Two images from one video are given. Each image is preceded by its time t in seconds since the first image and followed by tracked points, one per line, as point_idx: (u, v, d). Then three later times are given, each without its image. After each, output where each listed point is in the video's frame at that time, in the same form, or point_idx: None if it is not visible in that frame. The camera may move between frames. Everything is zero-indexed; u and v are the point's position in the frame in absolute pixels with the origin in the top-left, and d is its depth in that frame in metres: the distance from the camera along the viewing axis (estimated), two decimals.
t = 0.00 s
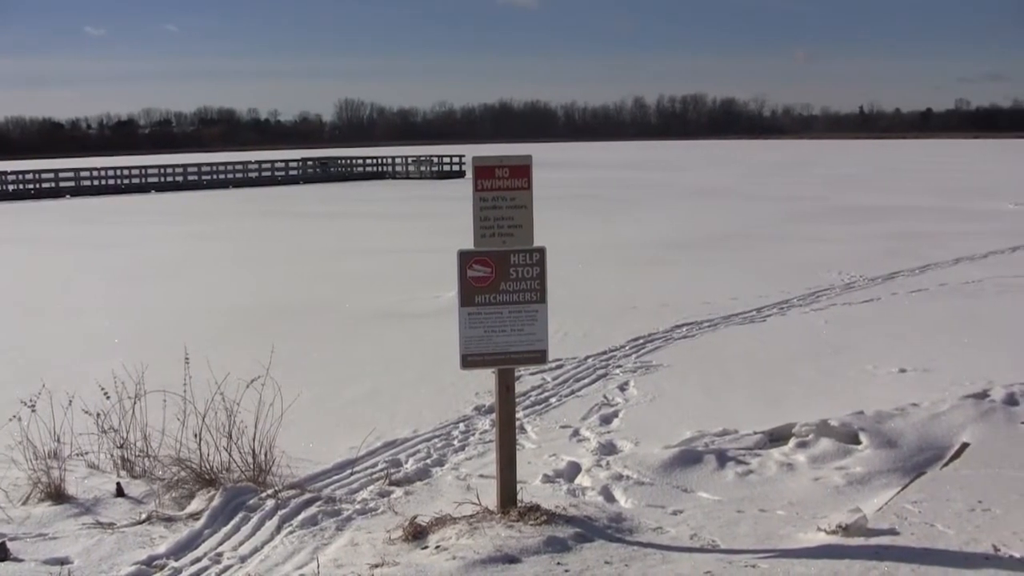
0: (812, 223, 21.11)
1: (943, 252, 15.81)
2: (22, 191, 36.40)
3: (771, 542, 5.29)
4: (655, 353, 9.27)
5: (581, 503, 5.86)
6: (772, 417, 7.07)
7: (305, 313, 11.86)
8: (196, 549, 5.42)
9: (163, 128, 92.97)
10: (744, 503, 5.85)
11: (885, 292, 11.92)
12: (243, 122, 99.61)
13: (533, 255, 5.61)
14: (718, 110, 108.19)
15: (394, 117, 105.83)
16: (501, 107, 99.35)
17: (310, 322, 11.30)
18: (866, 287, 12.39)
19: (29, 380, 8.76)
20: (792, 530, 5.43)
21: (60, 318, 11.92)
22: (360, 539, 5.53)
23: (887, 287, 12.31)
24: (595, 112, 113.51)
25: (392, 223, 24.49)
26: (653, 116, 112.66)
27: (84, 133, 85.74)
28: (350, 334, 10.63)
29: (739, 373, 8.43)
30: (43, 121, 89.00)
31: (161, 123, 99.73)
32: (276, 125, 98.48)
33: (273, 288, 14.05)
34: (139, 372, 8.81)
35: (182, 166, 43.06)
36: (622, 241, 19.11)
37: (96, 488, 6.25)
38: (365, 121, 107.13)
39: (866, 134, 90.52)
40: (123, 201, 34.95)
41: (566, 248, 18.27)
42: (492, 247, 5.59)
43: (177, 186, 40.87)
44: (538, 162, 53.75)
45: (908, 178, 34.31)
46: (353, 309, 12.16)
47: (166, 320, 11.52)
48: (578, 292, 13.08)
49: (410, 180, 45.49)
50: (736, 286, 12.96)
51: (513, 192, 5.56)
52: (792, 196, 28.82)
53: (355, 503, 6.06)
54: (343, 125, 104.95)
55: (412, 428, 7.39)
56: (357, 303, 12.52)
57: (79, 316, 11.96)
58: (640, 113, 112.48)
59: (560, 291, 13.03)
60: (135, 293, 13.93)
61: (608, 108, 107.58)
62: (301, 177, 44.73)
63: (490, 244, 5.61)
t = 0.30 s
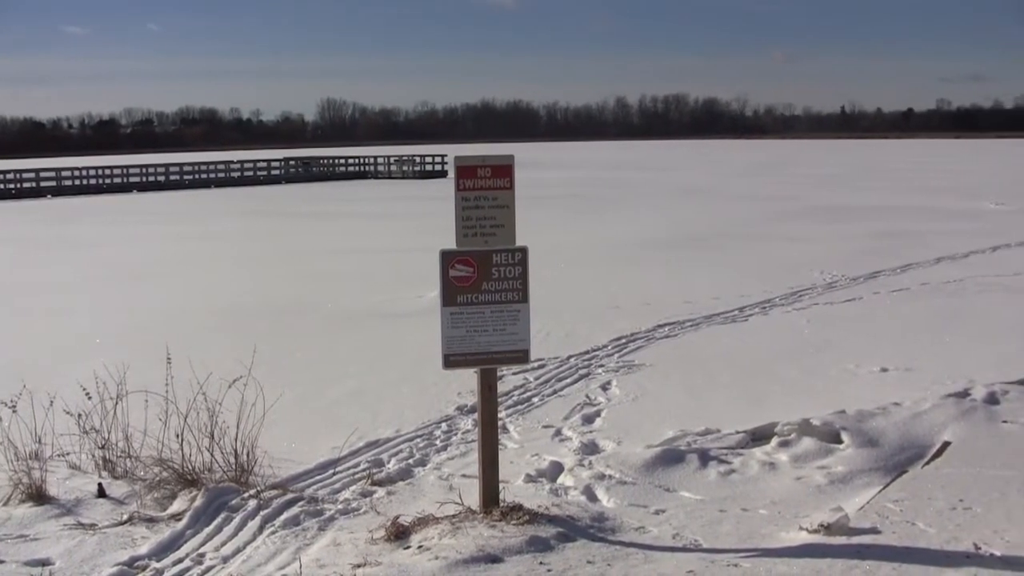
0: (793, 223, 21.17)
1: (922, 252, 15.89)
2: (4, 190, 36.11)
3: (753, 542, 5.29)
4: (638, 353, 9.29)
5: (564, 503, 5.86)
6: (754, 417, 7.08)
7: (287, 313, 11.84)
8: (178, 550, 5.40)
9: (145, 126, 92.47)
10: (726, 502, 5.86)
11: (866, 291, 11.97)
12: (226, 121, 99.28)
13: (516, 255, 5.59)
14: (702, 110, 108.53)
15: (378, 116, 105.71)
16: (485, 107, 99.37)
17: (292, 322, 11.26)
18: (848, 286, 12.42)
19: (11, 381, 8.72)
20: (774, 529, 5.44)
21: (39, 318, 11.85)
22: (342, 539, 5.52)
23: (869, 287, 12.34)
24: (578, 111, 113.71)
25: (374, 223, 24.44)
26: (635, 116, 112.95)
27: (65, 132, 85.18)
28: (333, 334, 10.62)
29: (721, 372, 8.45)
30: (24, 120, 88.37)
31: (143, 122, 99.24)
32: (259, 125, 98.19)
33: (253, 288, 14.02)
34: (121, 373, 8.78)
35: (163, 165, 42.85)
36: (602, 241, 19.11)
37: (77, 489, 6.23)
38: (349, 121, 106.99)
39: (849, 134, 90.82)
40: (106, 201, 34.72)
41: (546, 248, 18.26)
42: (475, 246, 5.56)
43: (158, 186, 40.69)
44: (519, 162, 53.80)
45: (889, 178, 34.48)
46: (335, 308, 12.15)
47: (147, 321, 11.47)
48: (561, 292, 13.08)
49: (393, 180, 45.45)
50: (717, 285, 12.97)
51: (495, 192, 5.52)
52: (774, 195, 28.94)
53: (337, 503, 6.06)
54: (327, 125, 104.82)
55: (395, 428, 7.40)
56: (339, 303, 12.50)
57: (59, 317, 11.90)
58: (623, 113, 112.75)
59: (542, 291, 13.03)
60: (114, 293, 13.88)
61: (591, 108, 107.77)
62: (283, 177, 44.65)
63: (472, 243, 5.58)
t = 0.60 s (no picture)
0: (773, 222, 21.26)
1: (899, 251, 15.98)
2: None
3: (735, 540, 5.29)
4: (618, 352, 9.32)
5: (545, 502, 5.87)
6: (734, 416, 7.11)
7: (268, 313, 11.83)
8: (160, 550, 5.39)
9: (126, 126, 92.00)
10: (708, 501, 5.87)
11: (846, 290, 12.02)
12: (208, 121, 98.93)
13: (496, 254, 5.57)
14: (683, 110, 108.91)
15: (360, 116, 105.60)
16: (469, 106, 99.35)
17: (273, 322, 11.24)
18: (829, 285, 12.47)
19: None
20: (755, 528, 5.45)
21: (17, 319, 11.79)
22: (324, 539, 5.51)
23: (850, 285, 12.38)
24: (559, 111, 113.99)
25: (354, 223, 24.41)
26: (616, 117, 113.28)
27: (44, 132, 84.62)
28: (314, 333, 10.63)
29: (701, 371, 8.48)
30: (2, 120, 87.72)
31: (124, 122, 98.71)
32: (241, 125, 97.89)
33: (232, 288, 13.98)
34: (102, 373, 8.75)
35: (143, 165, 42.66)
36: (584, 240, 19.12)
37: (58, 490, 6.22)
38: (331, 121, 106.86)
39: (833, 134, 91.27)
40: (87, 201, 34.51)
41: (525, 247, 18.26)
42: (456, 246, 5.54)
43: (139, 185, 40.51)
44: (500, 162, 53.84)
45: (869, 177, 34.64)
46: (316, 308, 12.14)
47: (125, 321, 11.44)
48: (542, 291, 13.09)
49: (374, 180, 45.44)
50: (696, 284, 13.00)
51: (476, 191, 5.50)
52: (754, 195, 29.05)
53: (319, 503, 6.05)
54: (309, 124, 104.64)
55: (376, 427, 7.41)
56: (319, 302, 12.50)
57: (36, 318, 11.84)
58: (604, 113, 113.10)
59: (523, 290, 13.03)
60: (91, 293, 13.82)
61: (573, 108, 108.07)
62: (264, 176, 44.58)
63: (453, 242, 5.56)
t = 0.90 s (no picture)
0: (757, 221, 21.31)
1: (876, 250, 16.07)
2: None
3: (717, 539, 5.30)
4: (601, 351, 9.33)
5: (528, 501, 5.86)
6: (716, 415, 7.12)
7: (250, 313, 11.81)
8: (142, 550, 5.38)
9: (108, 125, 91.58)
10: (690, 500, 5.88)
11: (828, 289, 12.06)
12: (191, 121, 98.59)
13: (479, 254, 5.55)
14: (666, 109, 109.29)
15: (343, 115, 105.49)
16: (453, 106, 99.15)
17: (256, 322, 11.21)
18: (809, 284, 12.51)
19: None
20: (738, 527, 5.46)
21: None
22: (306, 539, 5.51)
23: (832, 285, 12.42)
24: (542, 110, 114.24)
25: (337, 222, 24.40)
26: (599, 116, 113.54)
27: (24, 131, 84.15)
28: (298, 333, 10.63)
29: (684, 370, 8.50)
30: None
31: (105, 120, 98.18)
32: (224, 125, 97.61)
33: (213, 287, 13.95)
34: (84, 373, 8.72)
35: (125, 164, 42.50)
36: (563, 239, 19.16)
37: (39, 490, 6.19)
38: (314, 120, 106.77)
39: (816, 134, 91.67)
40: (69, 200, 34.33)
41: (504, 246, 18.27)
42: (438, 245, 5.52)
43: (120, 185, 40.36)
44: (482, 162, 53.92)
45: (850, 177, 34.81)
46: (298, 307, 12.13)
47: (106, 321, 11.40)
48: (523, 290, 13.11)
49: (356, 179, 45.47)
50: (676, 284, 13.02)
51: (458, 190, 5.49)
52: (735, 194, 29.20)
53: (301, 502, 6.05)
54: (292, 123, 104.48)
55: (358, 426, 7.41)
56: (301, 302, 12.50)
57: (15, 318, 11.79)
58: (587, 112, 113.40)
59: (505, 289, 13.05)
60: (70, 293, 13.77)
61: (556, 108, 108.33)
62: (246, 175, 44.52)
63: (436, 242, 5.54)
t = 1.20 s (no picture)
0: (741, 221, 21.31)
1: (856, 249, 16.14)
2: None
3: (702, 538, 5.31)
4: (586, 351, 9.34)
5: (513, 501, 5.86)
6: (700, 415, 7.14)
7: (234, 312, 11.79)
8: (126, 550, 5.36)
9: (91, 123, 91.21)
10: (674, 499, 5.89)
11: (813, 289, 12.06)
12: (175, 120, 98.32)
13: (464, 253, 5.54)
14: (650, 109, 109.56)
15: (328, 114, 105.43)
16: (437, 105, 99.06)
17: (240, 321, 11.21)
18: (794, 284, 12.54)
19: None
20: (721, 526, 5.47)
21: None
22: (290, 539, 5.50)
23: (815, 284, 12.44)
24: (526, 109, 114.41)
25: (321, 221, 24.38)
26: (584, 115, 113.80)
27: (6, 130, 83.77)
28: (283, 332, 10.62)
29: (669, 370, 8.51)
30: None
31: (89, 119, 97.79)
32: (208, 124, 97.40)
33: (196, 287, 13.93)
34: (68, 373, 8.70)
35: (108, 163, 42.39)
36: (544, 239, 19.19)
37: (23, 491, 6.17)
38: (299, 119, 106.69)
39: (800, 134, 92.00)
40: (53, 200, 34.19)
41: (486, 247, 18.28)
42: (423, 245, 5.51)
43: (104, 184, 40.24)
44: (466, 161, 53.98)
45: (833, 177, 34.93)
46: (282, 307, 12.11)
47: (88, 321, 11.37)
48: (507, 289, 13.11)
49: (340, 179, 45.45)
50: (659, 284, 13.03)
51: (442, 190, 5.47)
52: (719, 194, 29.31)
53: (285, 503, 6.04)
54: (277, 122, 104.38)
55: (342, 426, 7.42)
56: (284, 301, 12.49)
57: None
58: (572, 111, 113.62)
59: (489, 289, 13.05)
60: (51, 293, 13.74)
61: (540, 107, 108.53)
62: (230, 175, 44.47)
63: (420, 242, 5.52)
